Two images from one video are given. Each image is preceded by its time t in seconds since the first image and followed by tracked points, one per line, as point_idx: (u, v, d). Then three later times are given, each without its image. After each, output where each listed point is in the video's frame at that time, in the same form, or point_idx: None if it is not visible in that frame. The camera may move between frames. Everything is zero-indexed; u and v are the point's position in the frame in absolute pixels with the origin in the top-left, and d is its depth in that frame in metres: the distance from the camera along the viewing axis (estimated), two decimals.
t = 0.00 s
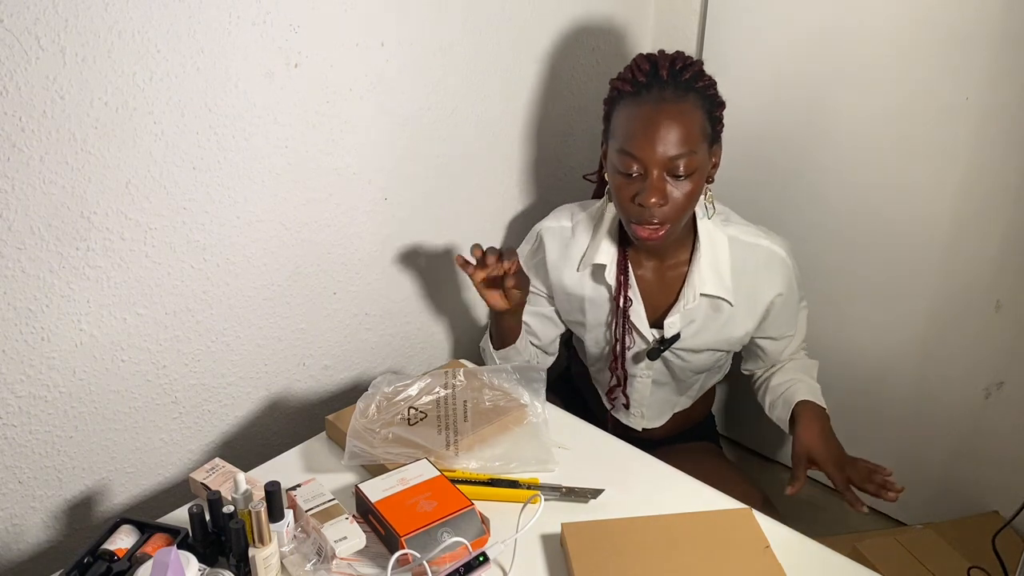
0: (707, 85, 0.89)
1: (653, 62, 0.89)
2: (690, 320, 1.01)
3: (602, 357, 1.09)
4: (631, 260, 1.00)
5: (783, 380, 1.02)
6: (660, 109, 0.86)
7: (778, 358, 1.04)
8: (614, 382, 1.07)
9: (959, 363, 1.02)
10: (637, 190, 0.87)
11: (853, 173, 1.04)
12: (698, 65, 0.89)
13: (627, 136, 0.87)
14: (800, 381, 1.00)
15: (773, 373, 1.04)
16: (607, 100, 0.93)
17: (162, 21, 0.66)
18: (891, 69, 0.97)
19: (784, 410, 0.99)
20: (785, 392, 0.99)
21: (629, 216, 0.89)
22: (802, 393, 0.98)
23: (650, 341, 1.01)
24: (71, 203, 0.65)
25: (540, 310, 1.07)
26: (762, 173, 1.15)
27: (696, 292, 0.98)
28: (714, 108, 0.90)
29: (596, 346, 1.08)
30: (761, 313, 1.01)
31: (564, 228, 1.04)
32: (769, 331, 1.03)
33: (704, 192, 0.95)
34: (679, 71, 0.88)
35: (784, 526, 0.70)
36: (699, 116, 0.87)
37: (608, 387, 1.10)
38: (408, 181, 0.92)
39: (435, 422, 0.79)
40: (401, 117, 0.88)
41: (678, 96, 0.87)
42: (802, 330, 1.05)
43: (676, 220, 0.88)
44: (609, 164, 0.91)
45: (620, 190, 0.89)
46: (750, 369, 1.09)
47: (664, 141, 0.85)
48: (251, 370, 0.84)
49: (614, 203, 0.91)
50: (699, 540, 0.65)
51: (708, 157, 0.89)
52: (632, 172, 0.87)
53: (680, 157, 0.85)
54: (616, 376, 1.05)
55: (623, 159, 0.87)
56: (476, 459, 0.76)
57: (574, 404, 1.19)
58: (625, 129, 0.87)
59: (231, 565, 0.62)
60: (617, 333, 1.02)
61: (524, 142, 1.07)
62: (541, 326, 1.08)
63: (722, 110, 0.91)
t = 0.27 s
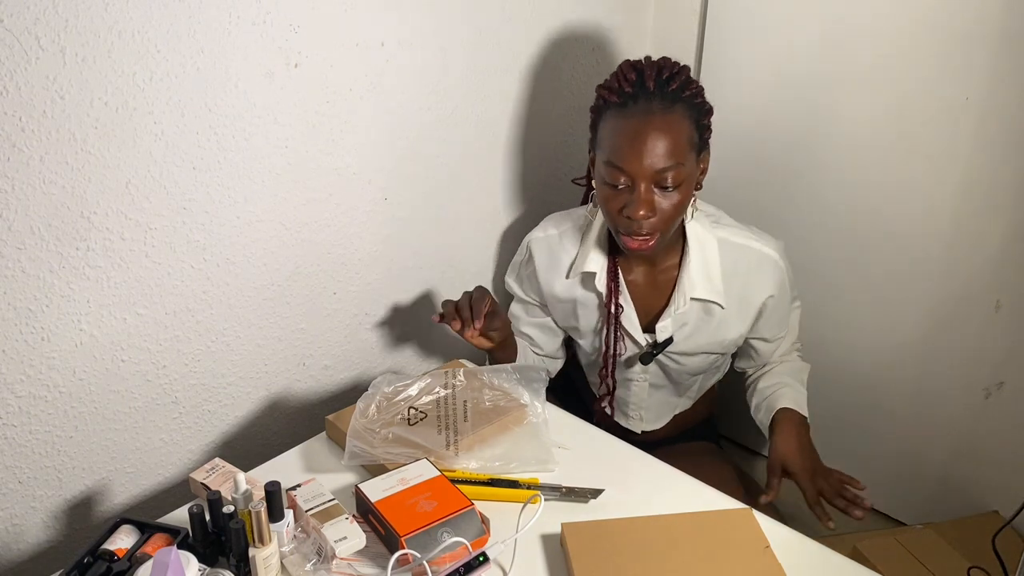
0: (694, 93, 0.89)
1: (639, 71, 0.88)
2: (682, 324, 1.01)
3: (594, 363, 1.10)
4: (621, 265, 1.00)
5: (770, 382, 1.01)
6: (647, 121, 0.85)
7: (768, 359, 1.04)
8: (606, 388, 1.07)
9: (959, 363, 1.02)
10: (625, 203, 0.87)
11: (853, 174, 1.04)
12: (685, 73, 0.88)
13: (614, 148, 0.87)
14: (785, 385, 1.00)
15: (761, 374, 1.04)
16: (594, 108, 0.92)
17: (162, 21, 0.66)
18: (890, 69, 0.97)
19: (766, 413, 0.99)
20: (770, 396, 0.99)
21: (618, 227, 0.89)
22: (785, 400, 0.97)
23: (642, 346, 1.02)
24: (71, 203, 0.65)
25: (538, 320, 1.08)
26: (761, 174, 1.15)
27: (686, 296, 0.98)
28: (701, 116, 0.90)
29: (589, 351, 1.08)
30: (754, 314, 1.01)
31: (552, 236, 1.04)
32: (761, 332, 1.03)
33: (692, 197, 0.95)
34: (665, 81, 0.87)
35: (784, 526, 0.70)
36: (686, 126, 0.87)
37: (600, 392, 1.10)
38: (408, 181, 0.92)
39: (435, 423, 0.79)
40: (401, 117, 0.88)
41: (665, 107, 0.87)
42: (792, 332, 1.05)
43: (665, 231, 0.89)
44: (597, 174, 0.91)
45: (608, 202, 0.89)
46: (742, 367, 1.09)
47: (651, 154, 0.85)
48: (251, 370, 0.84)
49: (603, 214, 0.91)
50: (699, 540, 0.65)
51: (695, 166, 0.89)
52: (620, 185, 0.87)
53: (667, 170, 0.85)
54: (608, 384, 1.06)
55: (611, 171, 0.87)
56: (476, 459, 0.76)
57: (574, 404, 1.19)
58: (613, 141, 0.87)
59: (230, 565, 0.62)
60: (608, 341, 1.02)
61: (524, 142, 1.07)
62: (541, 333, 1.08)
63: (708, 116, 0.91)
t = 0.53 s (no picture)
0: (686, 91, 0.88)
1: (631, 70, 0.88)
2: (677, 323, 1.01)
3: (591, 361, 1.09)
4: (618, 265, 1.00)
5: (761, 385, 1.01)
6: (637, 120, 0.85)
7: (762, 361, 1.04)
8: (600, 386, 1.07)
9: (959, 363, 1.02)
10: (615, 201, 0.87)
11: (852, 174, 1.04)
12: (677, 71, 0.88)
13: (604, 146, 0.87)
14: (774, 389, 0.99)
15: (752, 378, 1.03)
16: (588, 106, 0.93)
17: (162, 21, 0.66)
18: (890, 69, 0.97)
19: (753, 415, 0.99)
20: (758, 400, 0.99)
21: (609, 225, 0.89)
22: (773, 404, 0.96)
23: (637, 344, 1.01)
24: (71, 204, 0.65)
25: (532, 319, 1.08)
26: (761, 174, 1.15)
27: (681, 296, 0.98)
28: (694, 115, 0.89)
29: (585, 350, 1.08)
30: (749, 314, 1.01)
31: (548, 234, 1.04)
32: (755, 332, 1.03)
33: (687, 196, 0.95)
34: (657, 79, 0.87)
35: (785, 526, 0.70)
36: (677, 124, 0.87)
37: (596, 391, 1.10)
38: (408, 181, 0.92)
39: (435, 423, 0.79)
40: (400, 117, 0.88)
41: (656, 105, 0.87)
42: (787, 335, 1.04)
43: (655, 229, 0.88)
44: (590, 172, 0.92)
45: (599, 200, 0.89)
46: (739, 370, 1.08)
47: (639, 152, 0.84)
48: (251, 370, 0.84)
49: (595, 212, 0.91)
50: (699, 540, 0.65)
51: (687, 165, 0.89)
52: (610, 183, 0.87)
53: (656, 168, 0.85)
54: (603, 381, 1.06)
55: (600, 169, 0.87)
56: (476, 459, 0.76)
57: (573, 404, 1.19)
58: (603, 139, 0.87)
59: (230, 565, 0.62)
60: (604, 339, 1.02)
61: (523, 142, 1.07)
62: (536, 332, 1.08)
63: (702, 115, 0.91)
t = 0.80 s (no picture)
0: (696, 82, 0.88)
1: (643, 58, 0.88)
2: (682, 317, 1.01)
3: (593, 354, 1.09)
4: (625, 256, 1.00)
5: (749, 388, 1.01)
6: (645, 107, 0.85)
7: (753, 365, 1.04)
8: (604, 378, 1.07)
9: (959, 363, 1.02)
10: (619, 187, 0.87)
11: (853, 174, 1.04)
12: (689, 61, 0.88)
13: (612, 131, 0.87)
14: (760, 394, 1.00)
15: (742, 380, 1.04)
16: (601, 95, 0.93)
17: (162, 21, 0.66)
18: (890, 69, 0.97)
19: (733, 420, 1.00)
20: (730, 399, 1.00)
21: (613, 212, 0.89)
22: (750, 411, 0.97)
23: (642, 337, 1.01)
24: (71, 204, 0.65)
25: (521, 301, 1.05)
26: (761, 173, 1.15)
27: (688, 288, 0.98)
28: (703, 106, 0.89)
29: (588, 343, 1.07)
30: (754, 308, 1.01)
31: (557, 223, 1.03)
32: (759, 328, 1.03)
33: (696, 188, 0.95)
34: (667, 68, 0.87)
35: (785, 527, 0.70)
36: (685, 114, 0.87)
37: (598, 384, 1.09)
38: (408, 181, 0.92)
39: (435, 422, 0.79)
40: (400, 117, 0.88)
41: (664, 94, 0.86)
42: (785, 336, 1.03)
43: (659, 217, 0.88)
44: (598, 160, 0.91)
45: (605, 186, 0.89)
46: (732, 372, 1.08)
47: (646, 138, 0.84)
48: (251, 370, 0.84)
49: (601, 199, 0.91)
50: (698, 540, 0.65)
51: (694, 155, 0.89)
52: (615, 169, 0.87)
53: (662, 155, 0.85)
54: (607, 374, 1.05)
55: (607, 155, 0.87)
56: (476, 459, 0.76)
57: (573, 403, 1.19)
58: (611, 125, 0.87)
59: (230, 565, 0.62)
60: (610, 330, 1.02)
61: (524, 142, 1.07)
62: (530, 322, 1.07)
63: (713, 107, 0.90)
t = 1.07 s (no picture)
0: (711, 84, 0.87)
1: (657, 62, 0.86)
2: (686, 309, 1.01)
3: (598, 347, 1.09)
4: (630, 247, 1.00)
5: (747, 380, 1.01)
6: (663, 117, 0.84)
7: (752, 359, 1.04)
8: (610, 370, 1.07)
9: (959, 362, 1.02)
10: (641, 196, 0.87)
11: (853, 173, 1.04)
12: (703, 64, 0.86)
13: (632, 144, 0.86)
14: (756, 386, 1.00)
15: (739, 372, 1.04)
16: (610, 93, 0.91)
17: (162, 21, 0.66)
18: (891, 68, 0.97)
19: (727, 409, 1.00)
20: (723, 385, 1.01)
21: (633, 217, 0.90)
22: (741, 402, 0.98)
23: (646, 329, 1.01)
24: (71, 204, 0.65)
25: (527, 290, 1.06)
26: (762, 172, 1.15)
27: (694, 279, 0.98)
28: (717, 107, 0.88)
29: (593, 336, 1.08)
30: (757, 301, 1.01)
31: (567, 213, 1.04)
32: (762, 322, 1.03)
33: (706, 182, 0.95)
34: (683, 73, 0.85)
35: (785, 526, 0.70)
36: (702, 119, 0.86)
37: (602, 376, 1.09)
38: (408, 181, 0.92)
39: (435, 422, 0.79)
40: (400, 117, 0.88)
41: (682, 100, 0.85)
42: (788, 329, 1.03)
43: (680, 222, 0.89)
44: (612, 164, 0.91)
45: (624, 193, 0.89)
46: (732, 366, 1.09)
47: (667, 150, 0.84)
48: (251, 370, 0.84)
49: (619, 203, 0.91)
50: (698, 540, 0.65)
51: (711, 158, 0.89)
52: (636, 179, 0.86)
53: (683, 166, 0.85)
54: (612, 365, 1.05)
55: (626, 165, 0.87)
56: (476, 459, 0.76)
57: (573, 403, 1.19)
58: (629, 134, 0.86)
59: (230, 565, 0.61)
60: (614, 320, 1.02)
61: (524, 142, 1.07)
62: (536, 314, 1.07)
63: (725, 105, 0.89)
